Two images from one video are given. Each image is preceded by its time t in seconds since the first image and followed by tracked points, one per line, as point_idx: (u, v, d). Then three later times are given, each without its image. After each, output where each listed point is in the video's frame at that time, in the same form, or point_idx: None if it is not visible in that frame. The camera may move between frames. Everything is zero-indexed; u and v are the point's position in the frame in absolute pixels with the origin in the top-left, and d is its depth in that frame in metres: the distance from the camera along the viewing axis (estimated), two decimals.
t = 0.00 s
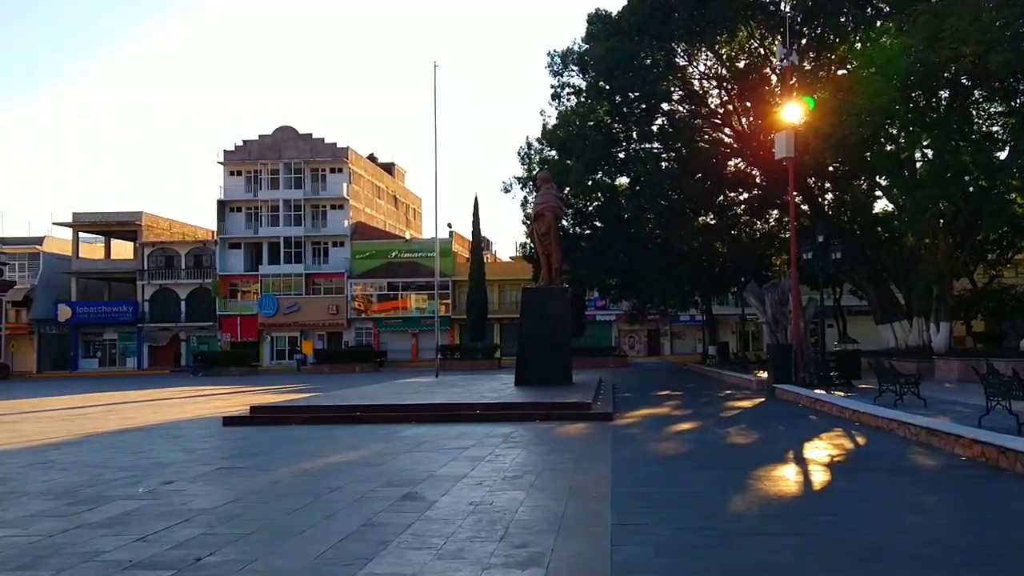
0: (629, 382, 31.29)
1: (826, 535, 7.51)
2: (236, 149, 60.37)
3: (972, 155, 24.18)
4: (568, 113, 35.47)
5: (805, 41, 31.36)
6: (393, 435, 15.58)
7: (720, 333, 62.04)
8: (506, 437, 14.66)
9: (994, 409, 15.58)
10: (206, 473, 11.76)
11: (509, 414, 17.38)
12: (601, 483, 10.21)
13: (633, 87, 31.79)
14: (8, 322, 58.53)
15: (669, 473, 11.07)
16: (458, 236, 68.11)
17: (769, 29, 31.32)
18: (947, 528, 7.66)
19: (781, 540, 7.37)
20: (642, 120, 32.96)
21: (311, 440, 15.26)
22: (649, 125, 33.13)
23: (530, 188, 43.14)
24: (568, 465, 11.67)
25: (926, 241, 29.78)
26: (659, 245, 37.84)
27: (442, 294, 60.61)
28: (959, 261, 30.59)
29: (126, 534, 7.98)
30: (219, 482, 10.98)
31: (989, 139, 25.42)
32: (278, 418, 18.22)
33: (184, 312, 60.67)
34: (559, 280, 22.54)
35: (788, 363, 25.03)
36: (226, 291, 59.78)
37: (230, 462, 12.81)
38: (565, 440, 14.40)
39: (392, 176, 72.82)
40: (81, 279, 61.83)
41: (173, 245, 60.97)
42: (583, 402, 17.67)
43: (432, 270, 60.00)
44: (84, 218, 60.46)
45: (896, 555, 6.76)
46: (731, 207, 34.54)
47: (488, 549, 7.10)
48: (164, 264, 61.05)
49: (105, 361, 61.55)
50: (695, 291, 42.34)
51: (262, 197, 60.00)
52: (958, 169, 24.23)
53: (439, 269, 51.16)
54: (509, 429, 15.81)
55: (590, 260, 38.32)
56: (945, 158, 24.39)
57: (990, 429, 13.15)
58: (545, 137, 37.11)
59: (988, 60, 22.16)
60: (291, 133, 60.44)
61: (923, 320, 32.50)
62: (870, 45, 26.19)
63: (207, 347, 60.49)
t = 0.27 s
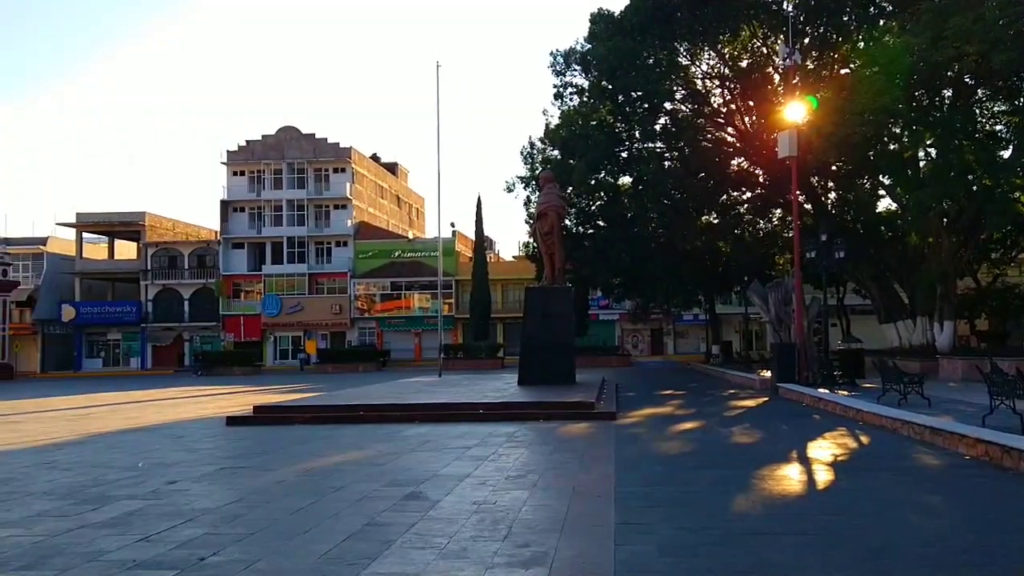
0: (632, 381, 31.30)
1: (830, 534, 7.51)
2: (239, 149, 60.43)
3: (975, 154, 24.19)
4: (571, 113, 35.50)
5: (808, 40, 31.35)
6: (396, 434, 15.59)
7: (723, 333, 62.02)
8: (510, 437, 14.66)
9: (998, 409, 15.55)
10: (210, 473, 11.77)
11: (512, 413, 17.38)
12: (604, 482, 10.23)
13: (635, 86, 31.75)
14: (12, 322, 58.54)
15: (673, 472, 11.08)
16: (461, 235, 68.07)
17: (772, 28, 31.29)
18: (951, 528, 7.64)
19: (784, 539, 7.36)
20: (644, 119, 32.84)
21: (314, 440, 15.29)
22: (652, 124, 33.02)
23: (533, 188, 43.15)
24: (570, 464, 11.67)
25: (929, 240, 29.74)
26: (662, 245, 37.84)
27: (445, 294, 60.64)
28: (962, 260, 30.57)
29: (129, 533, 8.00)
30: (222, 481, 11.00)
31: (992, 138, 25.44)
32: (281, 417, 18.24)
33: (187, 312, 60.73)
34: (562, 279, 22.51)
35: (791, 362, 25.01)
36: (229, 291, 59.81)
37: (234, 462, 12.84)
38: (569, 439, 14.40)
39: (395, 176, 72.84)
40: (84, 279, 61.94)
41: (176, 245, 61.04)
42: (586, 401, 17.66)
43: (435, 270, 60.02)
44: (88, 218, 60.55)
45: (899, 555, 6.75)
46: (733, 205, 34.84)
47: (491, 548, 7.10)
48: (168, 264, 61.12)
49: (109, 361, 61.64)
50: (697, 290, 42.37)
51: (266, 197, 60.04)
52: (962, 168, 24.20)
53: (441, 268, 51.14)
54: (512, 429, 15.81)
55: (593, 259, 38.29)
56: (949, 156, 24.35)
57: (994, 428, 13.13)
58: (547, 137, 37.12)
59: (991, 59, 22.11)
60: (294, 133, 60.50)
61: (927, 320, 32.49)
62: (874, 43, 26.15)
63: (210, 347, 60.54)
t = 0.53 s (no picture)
0: (637, 381, 31.27)
1: (834, 534, 7.50)
2: (244, 150, 60.54)
3: (980, 153, 24.13)
4: (574, 112, 35.45)
5: (812, 39, 31.31)
6: (400, 434, 15.60)
7: (728, 332, 61.95)
8: (514, 437, 14.65)
9: (1004, 409, 15.51)
10: (215, 473, 11.79)
11: (516, 413, 17.39)
12: (609, 482, 10.23)
13: (639, 87, 31.75)
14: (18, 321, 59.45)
15: (678, 472, 11.07)
16: (465, 236, 68.06)
17: (776, 28, 31.25)
18: (957, 527, 7.63)
19: (789, 539, 7.35)
20: (649, 119, 32.54)
21: (319, 440, 15.31)
22: (656, 125, 32.82)
23: (537, 188, 43.13)
24: (574, 464, 11.67)
25: (934, 239, 29.67)
26: (666, 244, 37.79)
27: (449, 294, 60.66)
28: (968, 259, 30.49)
29: (135, 533, 8.02)
30: (228, 481, 11.03)
31: (997, 137, 25.37)
32: (286, 417, 18.27)
33: (192, 312, 60.83)
34: (565, 279, 22.47)
35: (796, 361, 24.96)
36: (234, 291, 59.89)
37: (239, 462, 12.86)
38: (574, 439, 14.40)
39: (399, 177, 72.91)
40: (90, 279, 62.07)
41: (181, 245, 61.14)
42: (590, 402, 17.65)
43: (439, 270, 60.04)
44: (93, 219, 60.68)
45: (905, 554, 6.74)
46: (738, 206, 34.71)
47: (496, 548, 7.10)
48: (172, 265, 61.22)
49: (114, 361, 61.76)
50: (702, 290, 42.32)
51: (270, 197, 60.12)
52: (967, 167, 24.15)
53: (445, 268, 51.14)
54: (517, 429, 15.81)
55: (598, 259, 38.24)
56: (954, 155, 24.29)
57: (1000, 427, 13.09)
58: (551, 137, 37.11)
59: (996, 58, 22.05)
60: (299, 134, 60.60)
61: (932, 319, 32.43)
62: (878, 42, 26.08)
63: (215, 347, 60.62)
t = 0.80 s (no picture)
0: (644, 381, 31.22)
1: (842, 534, 7.48)
2: (251, 150, 60.69)
3: (989, 152, 24.06)
4: (581, 113, 35.47)
5: (819, 38, 31.25)
6: (407, 435, 15.60)
7: (735, 332, 61.85)
8: (521, 437, 14.65)
9: (1013, 409, 15.44)
10: (223, 473, 11.80)
11: (523, 413, 17.37)
12: (616, 482, 10.22)
13: (646, 86, 31.77)
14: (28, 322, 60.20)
15: (685, 472, 11.05)
16: (472, 236, 68.05)
17: (783, 27, 31.15)
18: (965, 528, 7.60)
19: (797, 539, 7.32)
20: (656, 119, 32.58)
21: (326, 440, 15.32)
22: (662, 124, 32.84)
23: (544, 188, 43.11)
24: (581, 464, 11.65)
25: (942, 239, 29.56)
26: (673, 244, 37.72)
27: (456, 294, 60.70)
28: (976, 259, 30.39)
29: (143, 533, 8.04)
30: (236, 481, 11.05)
31: (1005, 136, 25.27)
32: (293, 417, 18.29)
33: (200, 312, 60.97)
34: (572, 279, 22.45)
35: (804, 361, 24.89)
36: (241, 291, 60.00)
37: (247, 462, 12.88)
38: (581, 439, 14.38)
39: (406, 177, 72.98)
40: (98, 279, 62.28)
41: (189, 246, 61.29)
42: (597, 402, 17.63)
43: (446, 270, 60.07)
44: (101, 220, 60.89)
45: (914, 555, 6.72)
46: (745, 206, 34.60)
47: (503, 549, 7.09)
48: (180, 265, 61.39)
49: (122, 362, 61.94)
50: (708, 290, 42.25)
51: (277, 197, 60.27)
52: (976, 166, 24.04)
53: (452, 268, 51.12)
54: (523, 429, 15.80)
55: (605, 259, 38.17)
56: (962, 154, 24.21)
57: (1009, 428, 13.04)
58: (558, 137, 37.09)
59: (1004, 57, 21.95)
60: (306, 135, 60.73)
61: (941, 319, 32.34)
62: (886, 41, 26.02)
63: (223, 348, 60.74)
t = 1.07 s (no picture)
0: (655, 381, 31.14)
1: (855, 534, 7.44)
2: (262, 151, 60.93)
3: (1003, 151, 23.90)
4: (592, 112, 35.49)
5: (831, 36, 31.21)
6: (419, 434, 15.62)
7: (746, 332, 61.68)
8: (532, 437, 14.66)
9: None
10: (235, 472, 11.85)
11: (534, 413, 17.38)
12: (628, 482, 10.21)
13: (657, 85, 31.85)
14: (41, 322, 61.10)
15: (697, 472, 11.03)
16: (483, 235, 68.08)
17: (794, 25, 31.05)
18: (979, 528, 7.55)
19: (809, 539, 7.29)
20: (667, 118, 32.25)
21: (338, 439, 15.36)
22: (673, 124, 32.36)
23: (554, 187, 43.09)
24: (592, 464, 11.65)
25: (955, 238, 29.39)
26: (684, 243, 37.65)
27: (467, 294, 60.76)
28: (989, 258, 30.20)
29: (157, 531, 8.08)
30: (248, 480, 11.10)
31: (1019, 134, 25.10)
32: (305, 417, 18.35)
33: (211, 312, 61.17)
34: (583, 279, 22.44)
35: (815, 361, 24.77)
36: (253, 291, 60.19)
37: (259, 461, 12.92)
38: (591, 439, 14.38)
39: (416, 177, 73.06)
40: (111, 279, 62.60)
41: (201, 246, 61.57)
42: (608, 401, 17.61)
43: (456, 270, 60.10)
44: (114, 220, 61.21)
45: (928, 555, 6.68)
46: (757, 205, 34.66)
47: (514, 548, 7.10)
48: (192, 265, 61.65)
49: (135, 361, 62.24)
50: (719, 290, 42.12)
51: (288, 197, 60.51)
52: (989, 164, 23.89)
53: (462, 268, 51.11)
54: (534, 428, 15.80)
55: (615, 258, 38.12)
56: (975, 153, 24.09)
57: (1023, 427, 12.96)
58: (568, 136, 37.10)
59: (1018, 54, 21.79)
60: (316, 135, 60.92)
61: (954, 319, 32.19)
62: (898, 39, 25.91)
63: (234, 347, 60.91)
